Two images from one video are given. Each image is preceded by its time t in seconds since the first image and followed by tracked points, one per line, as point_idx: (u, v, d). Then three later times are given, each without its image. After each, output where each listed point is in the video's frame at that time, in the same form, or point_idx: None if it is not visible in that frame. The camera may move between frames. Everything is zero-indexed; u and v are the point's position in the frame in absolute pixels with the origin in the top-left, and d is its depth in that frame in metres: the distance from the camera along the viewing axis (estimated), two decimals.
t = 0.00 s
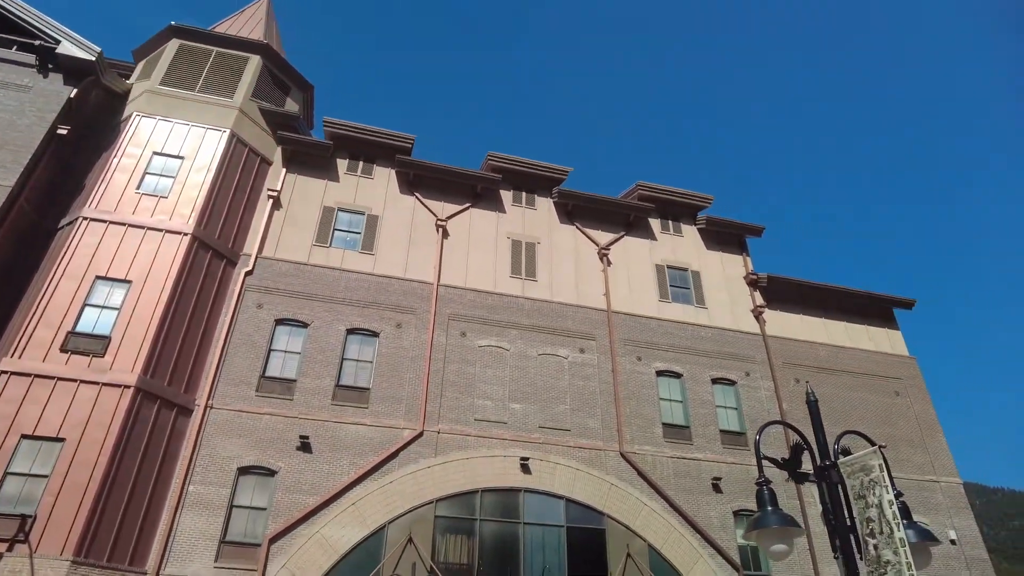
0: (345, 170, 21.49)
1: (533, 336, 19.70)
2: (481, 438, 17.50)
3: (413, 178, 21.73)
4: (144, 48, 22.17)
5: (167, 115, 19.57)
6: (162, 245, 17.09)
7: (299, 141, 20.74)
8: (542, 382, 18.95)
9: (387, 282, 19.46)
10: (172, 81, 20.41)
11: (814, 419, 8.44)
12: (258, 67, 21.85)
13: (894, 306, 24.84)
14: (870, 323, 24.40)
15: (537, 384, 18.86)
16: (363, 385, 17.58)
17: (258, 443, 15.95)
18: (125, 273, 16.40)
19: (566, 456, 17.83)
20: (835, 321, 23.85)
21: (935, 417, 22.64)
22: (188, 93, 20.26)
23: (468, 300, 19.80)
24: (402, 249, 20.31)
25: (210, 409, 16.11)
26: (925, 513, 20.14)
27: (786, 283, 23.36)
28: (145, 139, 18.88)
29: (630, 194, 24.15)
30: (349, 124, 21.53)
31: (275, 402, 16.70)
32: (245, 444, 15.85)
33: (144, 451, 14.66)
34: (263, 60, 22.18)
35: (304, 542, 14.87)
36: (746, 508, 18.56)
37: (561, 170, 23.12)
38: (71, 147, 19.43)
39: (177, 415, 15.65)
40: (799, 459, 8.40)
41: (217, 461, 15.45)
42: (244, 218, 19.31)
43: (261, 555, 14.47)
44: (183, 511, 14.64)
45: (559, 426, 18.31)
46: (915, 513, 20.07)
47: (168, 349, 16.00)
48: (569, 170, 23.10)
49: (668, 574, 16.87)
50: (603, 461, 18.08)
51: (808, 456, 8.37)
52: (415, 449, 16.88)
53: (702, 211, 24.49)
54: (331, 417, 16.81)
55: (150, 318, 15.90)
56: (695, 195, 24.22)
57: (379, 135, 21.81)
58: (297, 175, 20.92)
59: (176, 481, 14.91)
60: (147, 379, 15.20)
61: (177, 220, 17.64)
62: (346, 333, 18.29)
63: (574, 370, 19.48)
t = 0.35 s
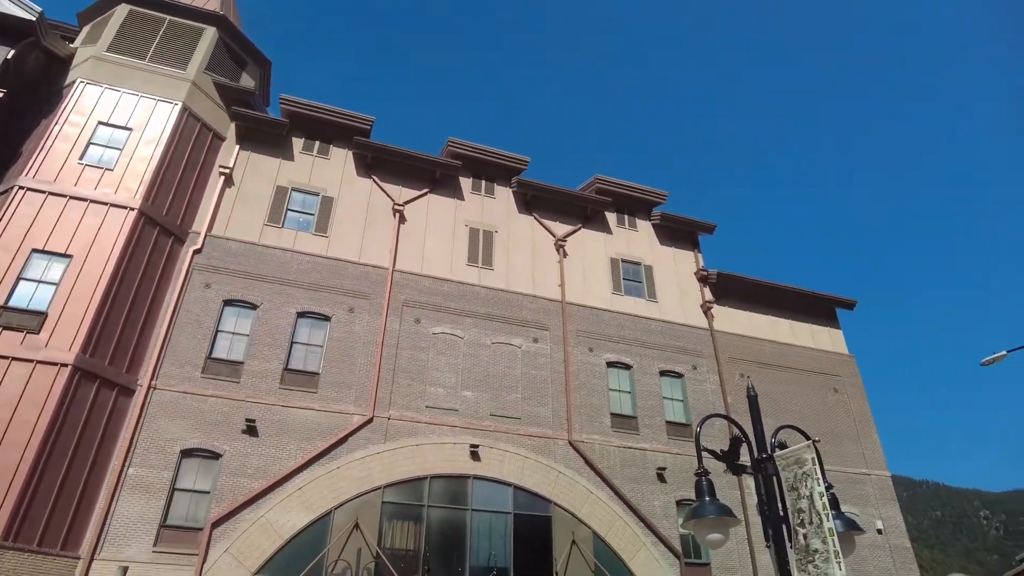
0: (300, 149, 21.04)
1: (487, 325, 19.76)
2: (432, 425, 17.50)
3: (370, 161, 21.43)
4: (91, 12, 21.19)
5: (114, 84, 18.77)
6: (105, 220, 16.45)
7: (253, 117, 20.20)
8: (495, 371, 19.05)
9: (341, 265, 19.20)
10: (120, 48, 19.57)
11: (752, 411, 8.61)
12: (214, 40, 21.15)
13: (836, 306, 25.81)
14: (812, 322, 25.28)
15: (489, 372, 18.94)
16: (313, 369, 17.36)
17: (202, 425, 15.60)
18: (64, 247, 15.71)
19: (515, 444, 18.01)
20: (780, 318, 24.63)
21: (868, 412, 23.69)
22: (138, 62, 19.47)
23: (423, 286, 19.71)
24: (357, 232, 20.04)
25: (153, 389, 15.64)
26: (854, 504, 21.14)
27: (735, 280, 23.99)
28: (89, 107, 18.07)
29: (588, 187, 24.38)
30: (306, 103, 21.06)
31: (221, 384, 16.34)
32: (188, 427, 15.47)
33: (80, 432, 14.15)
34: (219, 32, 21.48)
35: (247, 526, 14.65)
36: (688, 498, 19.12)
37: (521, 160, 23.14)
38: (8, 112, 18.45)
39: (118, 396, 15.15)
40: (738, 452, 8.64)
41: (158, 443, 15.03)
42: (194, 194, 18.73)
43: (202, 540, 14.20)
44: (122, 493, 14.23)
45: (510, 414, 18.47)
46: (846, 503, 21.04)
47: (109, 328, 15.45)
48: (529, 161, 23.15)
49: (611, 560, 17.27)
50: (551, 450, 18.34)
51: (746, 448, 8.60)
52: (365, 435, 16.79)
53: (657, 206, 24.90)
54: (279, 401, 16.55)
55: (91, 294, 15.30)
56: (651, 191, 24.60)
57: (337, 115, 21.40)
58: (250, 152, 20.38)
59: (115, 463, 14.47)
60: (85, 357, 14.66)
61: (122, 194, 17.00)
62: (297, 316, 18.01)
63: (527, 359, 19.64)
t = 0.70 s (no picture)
0: (257, 126, 20.52)
1: (443, 312, 19.71)
2: (384, 411, 17.41)
3: (329, 141, 21.04)
4: None
5: (60, 48, 17.93)
6: (47, 190, 15.76)
7: (209, 91, 19.60)
8: (449, 358, 19.05)
9: (295, 247, 18.85)
10: (68, 11, 18.69)
11: (697, 405, 8.74)
12: (170, 8, 20.40)
13: (783, 305, 26.62)
14: (761, 320, 26.03)
15: (443, 360, 18.94)
16: (263, 352, 17.05)
17: (145, 406, 15.16)
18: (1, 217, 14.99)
19: (467, 432, 18.08)
20: (730, 315, 25.28)
21: (809, 408, 24.58)
22: (87, 27, 18.65)
23: (379, 272, 19.51)
24: (313, 214, 19.70)
25: (94, 368, 15.11)
26: (792, 496, 21.95)
27: (689, 277, 24.49)
28: (32, 71, 17.22)
29: (549, 178, 24.47)
30: (265, 79, 20.52)
31: (166, 364, 15.90)
32: (131, 407, 15.01)
33: (14, 410, 13.58)
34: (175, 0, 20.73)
35: (190, 510, 14.35)
36: (635, 488, 19.55)
37: (483, 148, 23.05)
38: None
39: (56, 374, 14.58)
40: (681, 444, 8.82)
41: (98, 423, 14.55)
42: (143, 167, 18.07)
43: (143, 523, 13.85)
44: (57, 473, 13.74)
45: (463, 402, 18.51)
46: (784, 495, 21.83)
47: (48, 303, 14.84)
48: (490, 149, 23.09)
49: (558, 548, 17.54)
50: (503, 438, 18.48)
51: (689, 441, 8.79)
52: (315, 420, 16.60)
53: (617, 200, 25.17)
54: (227, 383, 16.22)
55: (29, 267, 14.66)
56: (611, 185, 24.85)
57: (296, 93, 20.93)
58: (204, 126, 19.77)
59: (51, 442, 13.96)
60: (22, 333, 14.07)
61: (66, 164, 16.30)
62: (248, 297, 17.64)
63: (482, 348, 19.70)
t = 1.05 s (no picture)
0: (210, 98, 19.86)
1: (397, 296, 19.57)
2: (333, 394, 17.25)
3: (284, 117, 20.54)
4: None
5: None
6: None
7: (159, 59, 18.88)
8: (402, 342, 18.96)
9: (246, 224, 18.39)
10: None
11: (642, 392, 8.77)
12: None
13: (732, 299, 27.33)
14: (710, 312, 26.68)
15: (396, 344, 18.84)
16: (209, 331, 16.64)
17: (84, 383, 14.63)
18: None
19: (418, 416, 18.06)
20: (681, 307, 25.84)
21: (752, 399, 25.39)
22: None
23: (332, 253, 19.22)
24: (265, 191, 19.24)
25: (28, 343, 14.42)
26: (733, 483, 22.70)
27: (642, 268, 24.89)
28: None
29: (508, 165, 24.45)
30: (219, 49, 19.84)
31: (107, 341, 15.36)
32: (68, 385, 14.44)
33: None
34: None
35: (129, 491, 13.95)
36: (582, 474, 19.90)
37: (443, 131, 22.86)
38: None
39: None
40: (626, 430, 8.94)
41: (33, 401, 13.93)
42: (86, 135, 17.29)
43: (78, 505, 13.38)
44: None
45: (414, 386, 18.47)
46: (726, 483, 22.56)
47: None
48: (450, 133, 22.91)
49: (505, 532, 17.75)
50: (453, 423, 18.54)
51: (634, 428, 8.90)
52: (262, 401, 16.32)
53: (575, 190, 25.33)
54: (171, 362, 15.79)
55: None
56: (570, 175, 24.98)
57: (252, 66, 20.30)
58: (155, 96, 19.04)
59: None
60: None
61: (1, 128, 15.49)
62: (196, 274, 17.16)
63: (436, 332, 19.67)
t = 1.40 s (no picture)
0: (155, 63, 19.03)
1: (346, 276, 19.30)
2: (278, 373, 16.96)
3: (235, 87, 19.90)
4: None
5: None
6: None
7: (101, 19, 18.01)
8: (350, 323, 18.74)
9: (190, 196, 17.79)
10: None
11: (587, 378, 8.85)
12: None
13: (679, 289, 27.96)
14: (657, 302, 27.24)
15: (344, 324, 18.62)
16: (149, 305, 16.09)
17: (12, 357, 13.93)
18: None
19: (364, 397, 17.94)
20: (630, 296, 26.31)
21: (695, 387, 26.13)
22: None
23: (280, 229, 18.79)
24: (212, 163, 18.63)
25: None
26: (674, 468, 23.38)
27: (593, 256, 25.20)
28: None
29: (465, 147, 24.31)
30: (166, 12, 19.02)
31: (38, 312, 14.66)
32: None
33: None
34: None
35: (59, 469, 13.40)
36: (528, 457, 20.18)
37: (399, 110, 22.54)
38: None
39: None
40: (569, 414, 9.04)
41: None
42: (18, 94, 16.31)
43: (3, 483, 12.75)
44: None
45: (362, 367, 18.33)
46: (666, 468, 23.22)
47: None
48: (407, 112, 22.61)
49: (449, 513, 17.88)
50: (401, 404, 18.49)
51: (577, 413, 9.01)
52: (203, 378, 15.91)
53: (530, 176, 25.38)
54: (107, 336, 15.22)
55: None
56: (526, 160, 25.01)
57: (201, 32, 19.56)
58: (95, 58, 18.10)
59: None
60: None
61: None
62: (136, 246, 16.53)
63: (385, 313, 19.52)
